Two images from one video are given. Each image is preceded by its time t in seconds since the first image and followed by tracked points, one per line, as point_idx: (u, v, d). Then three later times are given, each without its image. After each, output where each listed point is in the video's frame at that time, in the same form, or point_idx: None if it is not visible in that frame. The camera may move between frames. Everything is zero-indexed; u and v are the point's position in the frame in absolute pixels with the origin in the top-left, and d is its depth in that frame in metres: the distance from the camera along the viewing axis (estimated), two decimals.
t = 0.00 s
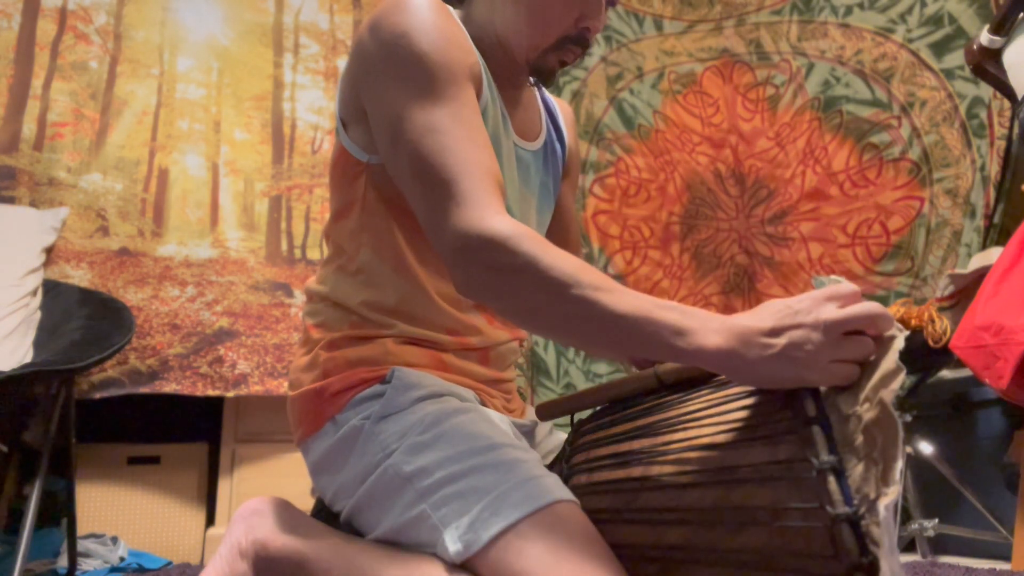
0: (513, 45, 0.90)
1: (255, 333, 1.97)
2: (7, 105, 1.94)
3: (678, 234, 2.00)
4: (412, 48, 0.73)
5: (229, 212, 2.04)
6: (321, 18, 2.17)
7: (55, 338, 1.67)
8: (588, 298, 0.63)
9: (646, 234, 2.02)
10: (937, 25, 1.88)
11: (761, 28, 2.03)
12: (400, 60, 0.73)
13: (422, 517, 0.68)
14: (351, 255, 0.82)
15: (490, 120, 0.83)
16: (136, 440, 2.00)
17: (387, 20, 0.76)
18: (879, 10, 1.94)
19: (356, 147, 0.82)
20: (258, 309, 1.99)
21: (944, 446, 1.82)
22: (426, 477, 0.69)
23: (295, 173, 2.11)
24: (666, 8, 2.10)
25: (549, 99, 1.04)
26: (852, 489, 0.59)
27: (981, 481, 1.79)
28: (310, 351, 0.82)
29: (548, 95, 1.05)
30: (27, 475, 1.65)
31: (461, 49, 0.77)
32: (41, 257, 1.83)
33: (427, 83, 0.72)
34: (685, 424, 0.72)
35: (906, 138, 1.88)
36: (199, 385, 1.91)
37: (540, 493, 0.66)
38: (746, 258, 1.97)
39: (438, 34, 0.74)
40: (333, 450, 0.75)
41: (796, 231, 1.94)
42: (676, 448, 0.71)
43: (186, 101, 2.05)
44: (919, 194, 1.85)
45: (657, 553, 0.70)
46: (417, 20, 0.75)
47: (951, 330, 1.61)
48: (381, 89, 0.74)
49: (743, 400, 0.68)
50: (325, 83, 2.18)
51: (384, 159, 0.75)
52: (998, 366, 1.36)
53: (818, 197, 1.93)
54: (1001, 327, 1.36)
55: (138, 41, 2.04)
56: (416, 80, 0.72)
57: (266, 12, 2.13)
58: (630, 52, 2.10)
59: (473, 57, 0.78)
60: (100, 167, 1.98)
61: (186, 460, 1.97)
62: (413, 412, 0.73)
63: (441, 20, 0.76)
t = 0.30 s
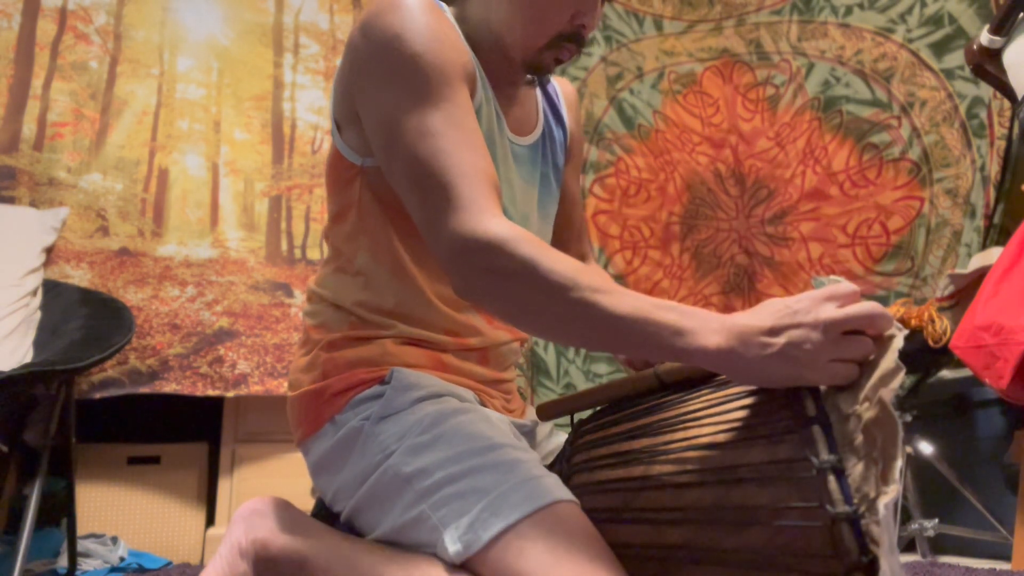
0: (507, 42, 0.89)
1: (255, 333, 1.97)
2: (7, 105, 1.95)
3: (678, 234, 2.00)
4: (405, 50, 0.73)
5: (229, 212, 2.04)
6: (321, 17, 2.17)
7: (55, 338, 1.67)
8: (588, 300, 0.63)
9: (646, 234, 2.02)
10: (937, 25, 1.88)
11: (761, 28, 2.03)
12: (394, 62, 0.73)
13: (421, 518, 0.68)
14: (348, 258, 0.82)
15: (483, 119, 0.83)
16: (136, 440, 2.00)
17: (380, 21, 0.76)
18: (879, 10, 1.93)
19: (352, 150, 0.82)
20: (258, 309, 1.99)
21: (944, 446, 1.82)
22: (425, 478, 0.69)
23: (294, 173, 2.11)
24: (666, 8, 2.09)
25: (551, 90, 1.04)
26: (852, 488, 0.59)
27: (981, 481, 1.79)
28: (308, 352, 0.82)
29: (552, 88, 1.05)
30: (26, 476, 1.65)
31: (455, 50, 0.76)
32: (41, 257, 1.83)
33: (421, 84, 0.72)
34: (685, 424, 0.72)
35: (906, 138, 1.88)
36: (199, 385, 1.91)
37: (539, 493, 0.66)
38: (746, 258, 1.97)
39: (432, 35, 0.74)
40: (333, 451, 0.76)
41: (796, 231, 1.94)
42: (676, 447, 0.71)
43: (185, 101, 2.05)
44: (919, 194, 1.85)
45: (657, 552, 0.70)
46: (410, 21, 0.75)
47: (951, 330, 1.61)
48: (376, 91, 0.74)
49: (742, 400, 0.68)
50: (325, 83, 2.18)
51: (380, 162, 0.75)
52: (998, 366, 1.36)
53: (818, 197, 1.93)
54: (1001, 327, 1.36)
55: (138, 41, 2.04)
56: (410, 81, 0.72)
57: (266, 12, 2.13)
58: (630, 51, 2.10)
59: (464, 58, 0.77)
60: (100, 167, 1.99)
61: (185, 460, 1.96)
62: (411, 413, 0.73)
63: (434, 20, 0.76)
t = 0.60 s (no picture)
0: (494, 38, 0.90)
1: (255, 333, 1.97)
2: (7, 105, 1.95)
3: (678, 234, 2.00)
4: (388, 53, 0.73)
5: (229, 212, 2.03)
6: (321, 18, 2.17)
7: (55, 338, 1.67)
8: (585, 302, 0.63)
9: (646, 234, 2.02)
10: (937, 25, 1.88)
11: (761, 28, 2.03)
12: (379, 67, 0.73)
13: (419, 521, 0.68)
14: (338, 262, 0.82)
15: (465, 118, 0.83)
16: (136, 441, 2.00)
17: (360, 26, 0.76)
18: (879, 10, 1.93)
19: (337, 155, 0.82)
20: (258, 309, 1.99)
21: (944, 446, 1.82)
22: (421, 481, 0.69)
23: (295, 173, 2.11)
24: (666, 8, 2.09)
25: (541, 81, 1.03)
26: (851, 489, 0.59)
27: (981, 480, 1.79)
28: (301, 356, 0.82)
29: (542, 79, 1.05)
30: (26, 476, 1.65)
31: (437, 52, 0.76)
32: (41, 257, 1.83)
33: (405, 87, 0.71)
34: (685, 424, 0.72)
35: (906, 138, 1.88)
36: (199, 385, 1.91)
37: (536, 494, 0.66)
38: (746, 258, 1.97)
39: (414, 37, 0.74)
40: (331, 454, 0.76)
41: (796, 231, 1.94)
42: (676, 447, 0.71)
43: (186, 101, 2.05)
44: (919, 194, 1.85)
45: (657, 552, 0.70)
46: (392, 24, 0.75)
47: (951, 330, 1.61)
48: (361, 97, 0.74)
49: (742, 400, 0.68)
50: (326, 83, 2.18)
51: (370, 167, 0.74)
52: (998, 366, 1.36)
53: (818, 197, 1.93)
54: (1001, 327, 1.36)
55: (138, 41, 2.04)
56: (394, 84, 0.72)
57: (266, 12, 2.13)
58: (630, 52, 2.10)
59: (445, 56, 0.77)
60: (99, 167, 1.98)
61: (186, 460, 1.96)
62: (404, 417, 0.73)
63: (416, 22, 0.76)
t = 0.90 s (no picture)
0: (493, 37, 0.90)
1: (255, 333, 1.97)
2: (7, 105, 1.95)
3: (678, 234, 2.00)
4: (386, 56, 0.73)
5: (229, 212, 2.03)
6: (321, 17, 2.17)
7: (55, 338, 1.67)
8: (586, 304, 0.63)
9: (646, 234, 2.01)
10: (937, 25, 1.88)
11: (761, 28, 2.03)
12: (374, 70, 0.73)
13: (419, 521, 0.68)
14: (336, 262, 0.82)
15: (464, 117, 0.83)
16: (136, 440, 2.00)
17: (354, 29, 0.76)
18: (879, 10, 1.93)
19: (336, 157, 0.82)
20: (258, 309, 1.99)
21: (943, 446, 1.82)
22: (420, 482, 0.69)
23: (295, 173, 2.11)
24: (666, 8, 2.09)
25: (540, 79, 1.03)
26: (851, 488, 0.60)
27: (981, 481, 1.79)
28: (301, 357, 0.82)
29: (540, 74, 1.04)
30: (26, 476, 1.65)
31: (434, 53, 0.76)
32: (41, 257, 1.83)
33: (401, 89, 0.71)
34: (685, 424, 0.72)
35: (906, 138, 1.88)
36: (199, 385, 1.91)
37: (536, 493, 0.66)
38: (746, 258, 1.97)
39: (410, 40, 0.74)
40: (330, 455, 0.76)
41: (796, 231, 1.94)
42: (677, 447, 0.71)
43: (186, 101, 2.05)
44: (919, 194, 1.86)
45: (656, 551, 0.70)
46: (388, 27, 0.75)
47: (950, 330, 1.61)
48: (358, 99, 0.74)
49: (742, 400, 0.69)
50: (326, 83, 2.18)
51: (367, 169, 0.74)
52: (998, 366, 1.35)
53: (818, 197, 1.93)
54: (1001, 326, 1.36)
55: (138, 41, 2.04)
56: (391, 87, 0.72)
57: (266, 12, 2.13)
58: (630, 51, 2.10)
59: (436, 50, 0.77)
60: (100, 167, 1.98)
61: (186, 460, 1.96)
62: (403, 417, 0.73)
63: (412, 25, 0.76)
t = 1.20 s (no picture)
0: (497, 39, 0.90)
1: (255, 333, 1.97)
2: (7, 105, 1.94)
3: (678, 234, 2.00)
4: (391, 58, 0.73)
5: (229, 212, 2.03)
6: (321, 17, 2.17)
7: (55, 338, 1.67)
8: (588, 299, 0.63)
9: (646, 234, 2.02)
10: (936, 25, 1.88)
11: (761, 28, 2.03)
12: (382, 75, 0.72)
13: (419, 521, 0.68)
14: (337, 262, 0.82)
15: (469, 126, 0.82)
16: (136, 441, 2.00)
17: (361, 34, 0.75)
18: (879, 10, 1.93)
19: (339, 154, 0.81)
20: (258, 309, 1.99)
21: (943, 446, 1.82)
22: (421, 482, 0.69)
23: (295, 173, 2.11)
24: (665, 8, 2.09)
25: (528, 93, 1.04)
26: (850, 485, 0.60)
27: (981, 480, 1.79)
28: (302, 357, 0.82)
29: (531, 89, 1.05)
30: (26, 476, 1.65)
31: (440, 58, 0.76)
32: (41, 257, 1.83)
33: (406, 93, 0.71)
34: (685, 423, 0.72)
35: (906, 138, 1.88)
36: (199, 385, 1.91)
37: (536, 494, 0.66)
38: (746, 258, 1.97)
39: (417, 44, 0.74)
40: (331, 455, 0.76)
41: (796, 231, 1.94)
42: (677, 446, 0.71)
43: (186, 101, 2.05)
44: (919, 194, 1.86)
45: (657, 550, 0.70)
46: (395, 29, 0.74)
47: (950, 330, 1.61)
48: (362, 100, 0.73)
49: (743, 400, 0.69)
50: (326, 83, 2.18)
51: (369, 171, 0.74)
52: (998, 366, 1.35)
53: (818, 197, 1.93)
54: (1001, 327, 1.36)
55: (138, 41, 2.04)
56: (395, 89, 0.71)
57: (266, 12, 2.13)
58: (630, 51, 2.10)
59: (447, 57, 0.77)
60: (100, 167, 1.98)
61: (186, 460, 1.96)
62: (404, 417, 0.73)
63: (419, 27, 0.76)
